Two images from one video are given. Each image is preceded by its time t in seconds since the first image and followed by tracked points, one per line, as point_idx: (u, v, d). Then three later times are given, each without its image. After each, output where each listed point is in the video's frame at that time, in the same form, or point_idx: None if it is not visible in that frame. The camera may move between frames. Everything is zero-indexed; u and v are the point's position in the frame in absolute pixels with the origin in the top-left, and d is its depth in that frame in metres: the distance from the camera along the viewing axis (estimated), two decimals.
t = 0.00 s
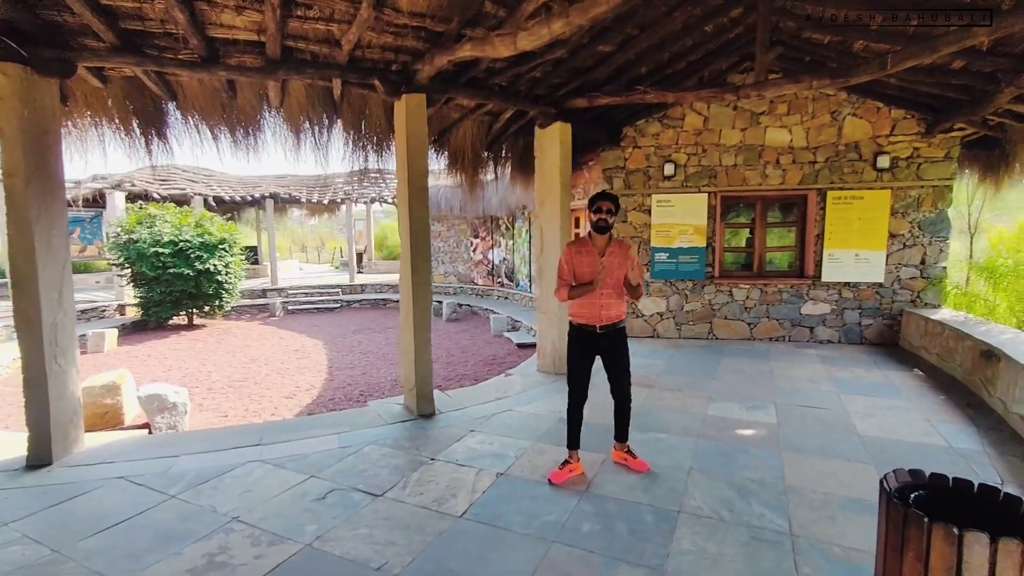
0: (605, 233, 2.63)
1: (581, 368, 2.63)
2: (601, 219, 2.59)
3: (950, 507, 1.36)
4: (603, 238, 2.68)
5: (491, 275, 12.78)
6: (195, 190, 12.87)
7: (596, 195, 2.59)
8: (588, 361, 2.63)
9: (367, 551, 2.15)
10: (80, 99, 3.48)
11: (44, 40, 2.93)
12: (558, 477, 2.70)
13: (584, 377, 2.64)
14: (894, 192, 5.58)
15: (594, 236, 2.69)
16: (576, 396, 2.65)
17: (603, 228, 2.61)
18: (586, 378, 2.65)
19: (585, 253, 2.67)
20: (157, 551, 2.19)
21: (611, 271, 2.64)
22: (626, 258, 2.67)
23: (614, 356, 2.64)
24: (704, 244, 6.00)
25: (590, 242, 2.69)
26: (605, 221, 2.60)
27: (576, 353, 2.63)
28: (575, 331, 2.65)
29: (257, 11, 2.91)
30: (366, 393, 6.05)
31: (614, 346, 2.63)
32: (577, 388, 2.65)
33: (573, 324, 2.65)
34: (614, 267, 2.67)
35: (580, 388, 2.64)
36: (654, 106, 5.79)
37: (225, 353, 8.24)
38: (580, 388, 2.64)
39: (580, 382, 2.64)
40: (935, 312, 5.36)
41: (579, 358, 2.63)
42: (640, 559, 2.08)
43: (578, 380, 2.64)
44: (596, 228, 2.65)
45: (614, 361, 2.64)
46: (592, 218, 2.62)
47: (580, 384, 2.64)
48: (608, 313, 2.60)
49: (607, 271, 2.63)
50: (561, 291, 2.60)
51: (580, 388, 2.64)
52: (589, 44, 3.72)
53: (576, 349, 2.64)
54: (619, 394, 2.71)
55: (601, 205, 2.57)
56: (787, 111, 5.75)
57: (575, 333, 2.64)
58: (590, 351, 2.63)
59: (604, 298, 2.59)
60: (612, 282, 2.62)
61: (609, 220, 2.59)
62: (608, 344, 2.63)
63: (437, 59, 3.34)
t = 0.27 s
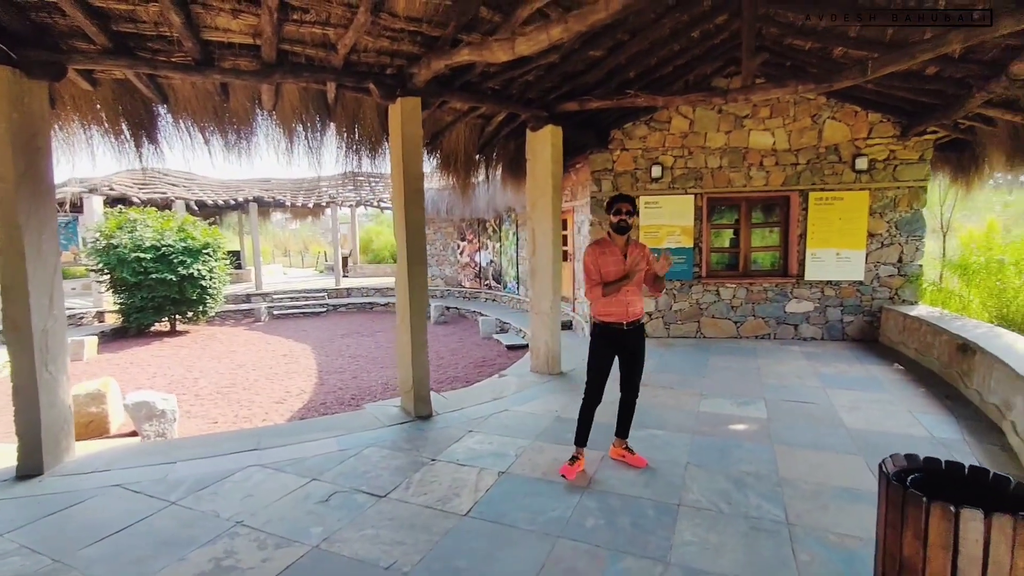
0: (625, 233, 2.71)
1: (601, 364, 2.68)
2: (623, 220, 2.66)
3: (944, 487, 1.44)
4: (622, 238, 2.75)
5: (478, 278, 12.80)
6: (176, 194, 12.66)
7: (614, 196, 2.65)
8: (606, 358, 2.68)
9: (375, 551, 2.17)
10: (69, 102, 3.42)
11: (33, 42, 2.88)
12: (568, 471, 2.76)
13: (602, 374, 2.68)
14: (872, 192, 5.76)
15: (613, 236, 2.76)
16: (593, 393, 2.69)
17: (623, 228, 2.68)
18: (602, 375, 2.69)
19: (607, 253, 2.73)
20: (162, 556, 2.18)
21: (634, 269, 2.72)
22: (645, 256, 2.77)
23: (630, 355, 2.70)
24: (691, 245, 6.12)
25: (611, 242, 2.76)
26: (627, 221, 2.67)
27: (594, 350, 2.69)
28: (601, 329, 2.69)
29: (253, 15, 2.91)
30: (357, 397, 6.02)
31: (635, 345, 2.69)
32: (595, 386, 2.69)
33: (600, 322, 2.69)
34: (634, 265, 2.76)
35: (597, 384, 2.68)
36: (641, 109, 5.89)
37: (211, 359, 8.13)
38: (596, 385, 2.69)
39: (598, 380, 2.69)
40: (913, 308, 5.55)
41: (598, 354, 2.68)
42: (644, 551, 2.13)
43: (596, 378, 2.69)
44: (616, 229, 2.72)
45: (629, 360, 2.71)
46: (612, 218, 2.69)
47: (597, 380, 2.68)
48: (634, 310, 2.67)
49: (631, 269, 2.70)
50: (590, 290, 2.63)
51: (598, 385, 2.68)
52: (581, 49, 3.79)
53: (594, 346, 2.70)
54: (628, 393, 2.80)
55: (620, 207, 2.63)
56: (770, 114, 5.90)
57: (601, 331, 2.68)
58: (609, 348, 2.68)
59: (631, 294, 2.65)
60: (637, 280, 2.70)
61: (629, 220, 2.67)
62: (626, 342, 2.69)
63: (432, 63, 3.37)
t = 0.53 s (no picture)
0: (623, 238, 2.82)
1: (612, 366, 2.71)
2: (624, 224, 2.77)
3: (908, 476, 1.54)
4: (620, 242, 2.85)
5: (454, 281, 12.78)
6: (142, 194, 12.27)
7: (614, 203, 2.76)
8: (610, 360, 2.72)
9: (365, 553, 2.17)
10: (37, 99, 3.31)
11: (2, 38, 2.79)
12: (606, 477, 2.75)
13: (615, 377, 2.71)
14: (837, 199, 6.01)
15: (611, 240, 2.86)
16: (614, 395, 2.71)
17: (623, 233, 2.80)
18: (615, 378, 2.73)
19: (607, 255, 2.81)
20: (144, 565, 2.13)
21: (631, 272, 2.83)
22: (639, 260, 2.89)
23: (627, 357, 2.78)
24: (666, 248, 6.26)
25: (610, 244, 2.85)
26: (627, 226, 2.79)
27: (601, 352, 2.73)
28: (602, 330, 2.75)
29: (236, 15, 2.88)
30: (335, 401, 5.96)
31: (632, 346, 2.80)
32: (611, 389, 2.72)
33: (601, 322, 2.75)
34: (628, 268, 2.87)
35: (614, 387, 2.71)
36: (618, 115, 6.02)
37: (181, 364, 7.91)
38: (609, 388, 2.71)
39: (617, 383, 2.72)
40: (875, 310, 5.81)
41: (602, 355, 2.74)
42: (629, 546, 2.20)
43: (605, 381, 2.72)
44: (614, 233, 2.82)
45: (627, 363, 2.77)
46: (612, 223, 2.79)
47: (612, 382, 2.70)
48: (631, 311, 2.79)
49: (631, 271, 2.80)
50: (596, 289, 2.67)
51: (618, 390, 2.70)
52: (561, 57, 3.88)
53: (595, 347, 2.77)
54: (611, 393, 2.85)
55: (621, 213, 2.75)
56: (741, 122, 6.11)
57: (603, 331, 2.74)
58: (610, 350, 2.74)
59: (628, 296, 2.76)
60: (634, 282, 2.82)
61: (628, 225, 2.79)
62: (622, 345, 2.79)
63: (417, 68, 3.40)
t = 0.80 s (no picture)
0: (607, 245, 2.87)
1: (601, 371, 2.79)
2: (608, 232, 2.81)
3: (854, 467, 1.65)
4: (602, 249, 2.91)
5: (424, 284, 12.71)
6: (95, 192, 11.76)
7: (599, 210, 2.79)
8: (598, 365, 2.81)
9: (336, 556, 2.17)
10: None
11: None
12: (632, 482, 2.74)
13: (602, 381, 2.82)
14: (794, 207, 6.29)
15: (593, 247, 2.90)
16: (606, 400, 2.79)
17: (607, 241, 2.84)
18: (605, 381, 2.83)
19: (592, 263, 2.85)
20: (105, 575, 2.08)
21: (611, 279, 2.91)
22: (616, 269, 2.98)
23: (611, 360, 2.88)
24: (633, 253, 6.42)
25: (593, 251, 2.89)
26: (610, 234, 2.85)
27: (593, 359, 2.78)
28: (587, 337, 2.81)
29: (204, 12, 2.83)
30: (302, 405, 5.86)
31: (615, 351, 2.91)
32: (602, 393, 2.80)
33: (586, 330, 2.81)
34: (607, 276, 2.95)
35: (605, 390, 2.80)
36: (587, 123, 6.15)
37: (137, 369, 7.62)
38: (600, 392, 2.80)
39: (606, 385, 2.81)
40: (829, 313, 6.10)
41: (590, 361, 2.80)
42: (597, 541, 2.27)
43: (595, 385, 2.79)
44: (598, 241, 2.86)
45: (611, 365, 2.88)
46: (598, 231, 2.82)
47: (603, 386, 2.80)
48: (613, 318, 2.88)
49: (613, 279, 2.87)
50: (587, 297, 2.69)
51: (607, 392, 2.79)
52: (532, 65, 3.96)
53: (581, 353, 2.83)
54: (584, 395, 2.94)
55: (606, 221, 2.78)
56: (705, 132, 6.32)
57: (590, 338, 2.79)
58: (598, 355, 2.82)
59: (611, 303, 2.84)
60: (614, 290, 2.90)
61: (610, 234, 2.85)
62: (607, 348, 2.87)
63: (389, 72, 3.42)
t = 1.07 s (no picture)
0: (591, 247, 2.89)
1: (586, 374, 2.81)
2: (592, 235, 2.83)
3: (805, 455, 1.77)
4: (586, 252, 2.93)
5: (393, 287, 12.60)
6: (43, 192, 11.21)
7: (579, 212, 2.82)
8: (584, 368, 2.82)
9: (307, 559, 2.17)
10: None
11: None
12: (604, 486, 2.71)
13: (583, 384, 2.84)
14: (754, 212, 6.54)
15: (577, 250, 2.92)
16: (589, 405, 2.81)
17: (590, 243, 2.87)
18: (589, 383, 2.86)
19: (578, 265, 2.86)
20: None
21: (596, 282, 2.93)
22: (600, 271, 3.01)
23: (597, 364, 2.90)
24: (601, 256, 6.55)
25: (579, 254, 2.90)
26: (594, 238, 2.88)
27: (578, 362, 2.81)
28: (575, 339, 2.81)
29: (166, 9, 2.71)
30: (268, 411, 5.74)
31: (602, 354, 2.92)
32: (581, 397, 2.83)
33: (576, 333, 2.81)
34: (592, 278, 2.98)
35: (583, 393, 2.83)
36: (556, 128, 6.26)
37: (90, 377, 7.30)
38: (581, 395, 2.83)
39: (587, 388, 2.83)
40: (787, 314, 6.36)
41: (574, 364, 2.82)
42: (567, 536, 2.33)
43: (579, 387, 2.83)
44: (581, 243, 2.88)
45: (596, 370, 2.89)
46: (581, 233, 2.84)
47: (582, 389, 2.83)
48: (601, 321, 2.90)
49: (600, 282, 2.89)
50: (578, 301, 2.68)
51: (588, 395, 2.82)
52: (502, 70, 4.02)
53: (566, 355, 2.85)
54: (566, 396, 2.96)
55: (587, 222, 2.81)
56: (670, 138, 6.52)
57: (578, 341, 2.80)
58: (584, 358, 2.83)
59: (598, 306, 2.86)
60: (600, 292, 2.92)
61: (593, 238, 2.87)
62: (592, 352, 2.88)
63: (359, 75, 3.42)
